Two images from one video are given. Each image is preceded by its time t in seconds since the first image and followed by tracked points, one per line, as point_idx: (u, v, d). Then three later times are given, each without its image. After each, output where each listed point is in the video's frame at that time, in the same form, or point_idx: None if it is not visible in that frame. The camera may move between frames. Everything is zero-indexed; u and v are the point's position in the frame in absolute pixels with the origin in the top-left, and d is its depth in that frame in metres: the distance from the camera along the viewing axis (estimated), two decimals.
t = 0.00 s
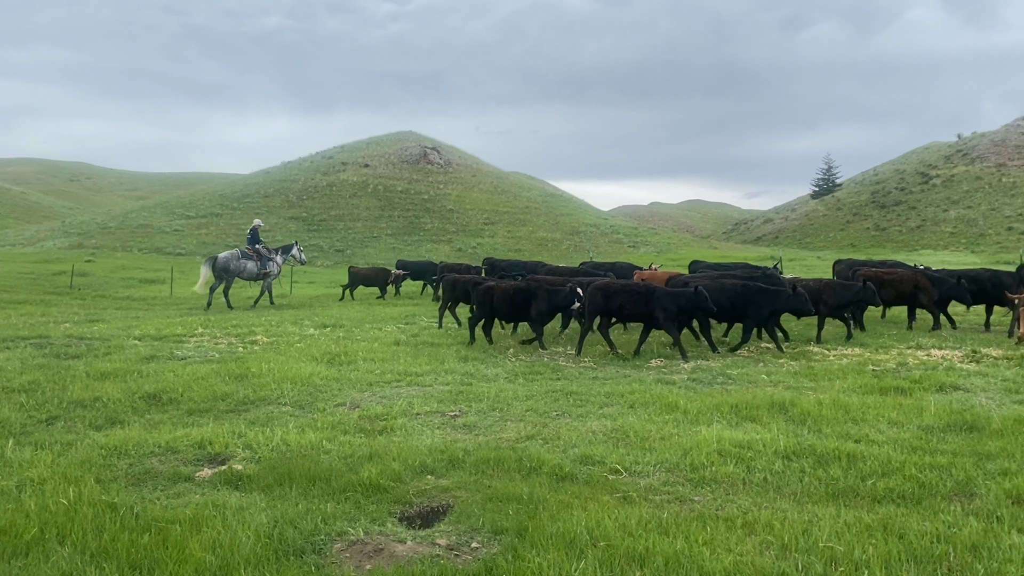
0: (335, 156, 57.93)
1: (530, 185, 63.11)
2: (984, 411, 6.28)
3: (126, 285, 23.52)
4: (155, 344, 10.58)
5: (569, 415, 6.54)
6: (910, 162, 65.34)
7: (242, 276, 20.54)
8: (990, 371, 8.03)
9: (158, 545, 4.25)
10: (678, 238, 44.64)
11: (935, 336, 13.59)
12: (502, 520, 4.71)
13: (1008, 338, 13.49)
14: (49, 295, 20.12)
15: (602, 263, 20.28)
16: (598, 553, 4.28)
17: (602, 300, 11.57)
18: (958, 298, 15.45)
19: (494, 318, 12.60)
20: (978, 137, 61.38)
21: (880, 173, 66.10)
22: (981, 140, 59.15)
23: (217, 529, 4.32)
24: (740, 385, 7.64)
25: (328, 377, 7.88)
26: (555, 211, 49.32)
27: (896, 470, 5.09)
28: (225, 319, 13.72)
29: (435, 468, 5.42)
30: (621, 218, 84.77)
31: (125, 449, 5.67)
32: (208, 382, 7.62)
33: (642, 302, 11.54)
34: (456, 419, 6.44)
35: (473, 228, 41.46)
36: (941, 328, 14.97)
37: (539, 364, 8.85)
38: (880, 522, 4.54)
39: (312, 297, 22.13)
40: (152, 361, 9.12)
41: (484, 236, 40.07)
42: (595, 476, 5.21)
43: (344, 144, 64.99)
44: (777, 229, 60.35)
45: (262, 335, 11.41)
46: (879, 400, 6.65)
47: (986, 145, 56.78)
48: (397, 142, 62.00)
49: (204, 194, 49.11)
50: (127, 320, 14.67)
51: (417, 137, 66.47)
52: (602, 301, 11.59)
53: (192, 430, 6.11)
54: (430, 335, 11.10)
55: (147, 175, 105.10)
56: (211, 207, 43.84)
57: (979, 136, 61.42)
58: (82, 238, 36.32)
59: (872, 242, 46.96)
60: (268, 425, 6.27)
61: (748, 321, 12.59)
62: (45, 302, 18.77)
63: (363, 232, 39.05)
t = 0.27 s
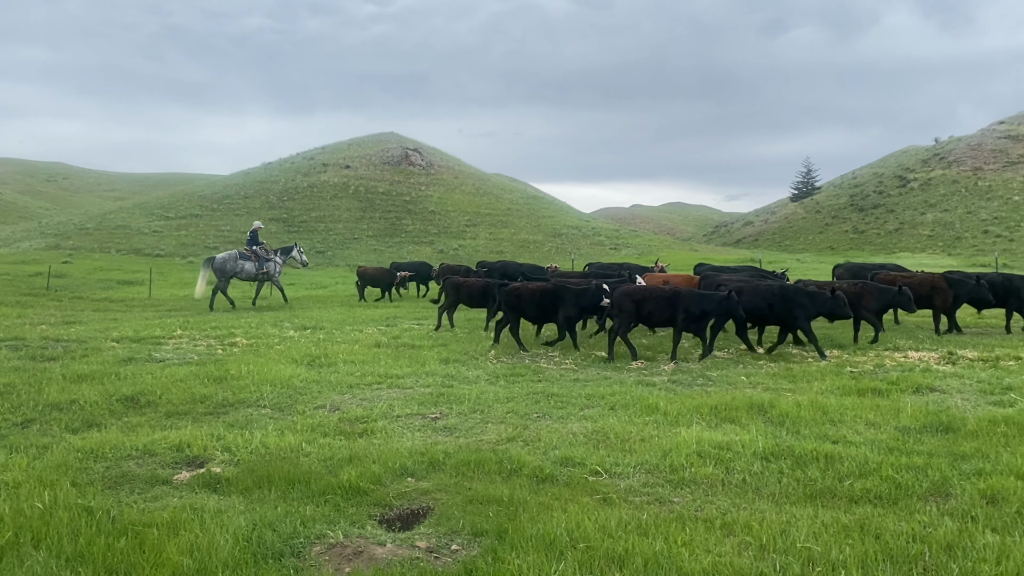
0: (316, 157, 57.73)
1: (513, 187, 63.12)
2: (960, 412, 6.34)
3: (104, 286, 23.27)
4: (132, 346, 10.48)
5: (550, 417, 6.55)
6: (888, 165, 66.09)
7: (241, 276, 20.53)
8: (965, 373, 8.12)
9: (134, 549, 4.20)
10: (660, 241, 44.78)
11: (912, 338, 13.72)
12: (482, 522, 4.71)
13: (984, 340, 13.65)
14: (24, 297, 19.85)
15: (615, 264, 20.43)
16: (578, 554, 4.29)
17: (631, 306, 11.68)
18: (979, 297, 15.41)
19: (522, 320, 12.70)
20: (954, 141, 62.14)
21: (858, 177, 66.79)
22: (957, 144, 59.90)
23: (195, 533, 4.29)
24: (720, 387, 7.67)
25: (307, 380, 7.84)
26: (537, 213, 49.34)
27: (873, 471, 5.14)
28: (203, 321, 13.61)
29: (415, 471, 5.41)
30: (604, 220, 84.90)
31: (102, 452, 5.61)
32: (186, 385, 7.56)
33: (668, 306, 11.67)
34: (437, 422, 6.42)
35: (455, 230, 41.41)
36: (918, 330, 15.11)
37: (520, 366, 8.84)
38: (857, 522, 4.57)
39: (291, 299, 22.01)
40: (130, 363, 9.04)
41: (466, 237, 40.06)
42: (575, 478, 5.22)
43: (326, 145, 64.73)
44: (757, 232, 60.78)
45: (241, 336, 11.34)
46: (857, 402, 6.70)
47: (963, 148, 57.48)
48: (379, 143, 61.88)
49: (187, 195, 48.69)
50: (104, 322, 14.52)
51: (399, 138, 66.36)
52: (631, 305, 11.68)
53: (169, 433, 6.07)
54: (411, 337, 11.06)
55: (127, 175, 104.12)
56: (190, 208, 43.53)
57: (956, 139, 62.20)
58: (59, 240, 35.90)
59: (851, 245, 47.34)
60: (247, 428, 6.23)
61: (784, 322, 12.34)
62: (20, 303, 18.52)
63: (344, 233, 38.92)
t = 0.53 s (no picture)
0: (297, 157, 57.47)
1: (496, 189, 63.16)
2: (936, 412, 6.41)
3: (81, 288, 23.01)
4: (110, 347, 10.39)
5: (530, 418, 6.55)
6: (866, 168, 66.82)
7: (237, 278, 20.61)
8: (940, 374, 8.21)
9: (110, 552, 4.16)
10: (642, 243, 44.96)
11: (890, 340, 13.86)
12: (462, 524, 4.70)
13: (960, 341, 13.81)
14: None
15: (625, 265, 20.56)
16: (557, 555, 4.29)
17: (658, 309, 11.47)
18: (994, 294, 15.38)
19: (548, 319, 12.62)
20: (930, 144, 62.98)
21: (837, 180, 67.51)
22: (934, 147, 60.70)
23: (171, 536, 4.25)
24: (699, 388, 7.71)
25: (287, 381, 7.80)
26: (519, 215, 49.41)
27: (850, 471, 5.18)
28: (182, 322, 13.51)
29: (395, 473, 5.39)
30: (588, 222, 85.10)
31: (78, 454, 5.56)
32: (165, 387, 7.50)
33: (698, 310, 11.44)
34: (417, 423, 6.41)
35: (436, 231, 41.39)
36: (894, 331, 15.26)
37: (501, 367, 8.85)
38: (834, 522, 4.60)
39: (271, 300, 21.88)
40: (107, 365, 8.96)
41: (447, 239, 40.02)
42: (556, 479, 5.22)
43: (308, 146, 64.45)
44: (736, 234, 61.18)
45: (221, 338, 11.27)
46: (835, 402, 6.75)
47: (939, 152, 58.24)
48: (361, 143, 61.74)
49: (169, 195, 48.24)
50: (81, 323, 14.37)
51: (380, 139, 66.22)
52: (658, 309, 11.46)
53: (147, 435, 6.01)
54: (391, 339, 11.02)
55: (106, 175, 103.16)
56: (169, 209, 43.19)
57: (932, 143, 63.04)
58: (35, 240, 35.45)
59: (829, 246, 47.71)
60: (225, 430, 6.19)
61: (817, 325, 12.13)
62: None
63: (325, 234, 38.77)
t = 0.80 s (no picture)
0: (277, 157, 57.16)
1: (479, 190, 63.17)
2: (912, 412, 6.48)
3: (57, 288, 22.75)
4: (86, 348, 10.29)
5: (511, 419, 6.55)
6: (845, 170, 67.54)
7: (231, 274, 20.83)
8: (916, 374, 8.30)
9: (85, 555, 4.11)
10: (624, 244, 45.15)
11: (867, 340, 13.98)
12: (441, 525, 4.69)
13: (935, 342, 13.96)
14: None
15: (637, 269, 20.42)
16: (536, 556, 4.29)
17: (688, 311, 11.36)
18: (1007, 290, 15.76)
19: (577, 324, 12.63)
20: (908, 147, 63.77)
21: (815, 182, 68.17)
22: (911, 150, 61.47)
23: (148, 538, 4.21)
24: (679, 389, 7.74)
25: (266, 382, 7.76)
26: (500, 215, 49.45)
27: (828, 471, 5.21)
28: (160, 323, 13.40)
29: (374, 474, 5.37)
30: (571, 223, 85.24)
31: (54, 456, 5.50)
32: (142, 388, 7.44)
33: (729, 313, 11.35)
34: (397, 424, 6.39)
35: (417, 231, 41.33)
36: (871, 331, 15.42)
37: (482, 368, 8.84)
38: (812, 522, 4.63)
39: (249, 301, 21.73)
40: (83, 366, 8.88)
41: (428, 239, 39.94)
42: (536, 479, 5.22)
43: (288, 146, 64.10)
44: (715, 236, 61.46)
45: (199, 339, 11.20)
46: (813, 403, 6.81)
47: (917, 155, 59.00)
48: (342, 144, 61.54)
49: (150, 194, 47.79)
50: (57, 324, 14.21)
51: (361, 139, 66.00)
52: (688, 311, 11.35)
53: (124, 437, 5.96)
54: (372, 339, 10.99)
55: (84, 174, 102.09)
56: (147, 209, 42.81)
57: (909, 146, 63.83)
58: (10, 240, 34.97)
59: (808, 248, 48.01)
60: (203, 432, 6.15)
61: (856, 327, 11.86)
62: None
63: (305, 235, 38.61)
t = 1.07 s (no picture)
0: (257, 156, 56.84)
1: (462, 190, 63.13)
2: (889, 411, 6.54)
3: (34, 288, 22.48)
4: (63, 348, 10.20)
5: (492, 419, 6.55)
6: (825, 171, 68.18)
7: (226, 275, 20.89)
8: (894, 374, 8.39)
9: (60, 557, 4.07)
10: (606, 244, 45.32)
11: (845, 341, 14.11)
12: (421, 526, 4.68)
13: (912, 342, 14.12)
14: None
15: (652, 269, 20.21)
16: (516, 556, 4.29)
17: (720, 310, 11.50)
18: None
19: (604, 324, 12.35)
20: (887, 149, 64.51)
21: (795, 183, 68.80)
22: (890, 152, 62.17)
23: (124, 540, 4.17)
24: (659, 388, 7.77)
25: (245, 383, 7.71)
26: (482, 215, 49.45)
27: (806, 470, 5.25)
28: (138, 323, 13.30)
29: (354, 475, 5.35)
30: (554, 223, 85.31)
31: (29, 458, 5.44)
32: (120, 388, 7.38)
33: (759, 311, 11.51)
34: (378, 425, 6.37)
35: (399, 231, 41.25)
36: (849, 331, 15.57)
37: (463, 368, 8.82)
38: (790, 521, 4.66)
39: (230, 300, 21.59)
40: (60, 366, 8.80)
41: (411, 239, 39.88)
42: (516, 479, 5.22)
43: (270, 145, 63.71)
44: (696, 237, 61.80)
45: (179, 339, 11.13)
46: (791, 402, 6.86)
47: (895, 157, 59.69)
48: (323, 143, 61.31)
49: (129, 193, 47.33)
50: (32, 324, 14.05)
51: (342, 139, 65.72)
52: (719, 309, 11.50)
53: (101, 438, 5.91)
54: (352, 339, 10.94)
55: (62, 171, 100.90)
56: (125, 208, 42.41)
57: (888, 148, 64.57)
58: None
59: (788, 248, 48.34)
60: (182, 432, 6.11)
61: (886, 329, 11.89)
62: None
63: (285, 235, 38.50)
